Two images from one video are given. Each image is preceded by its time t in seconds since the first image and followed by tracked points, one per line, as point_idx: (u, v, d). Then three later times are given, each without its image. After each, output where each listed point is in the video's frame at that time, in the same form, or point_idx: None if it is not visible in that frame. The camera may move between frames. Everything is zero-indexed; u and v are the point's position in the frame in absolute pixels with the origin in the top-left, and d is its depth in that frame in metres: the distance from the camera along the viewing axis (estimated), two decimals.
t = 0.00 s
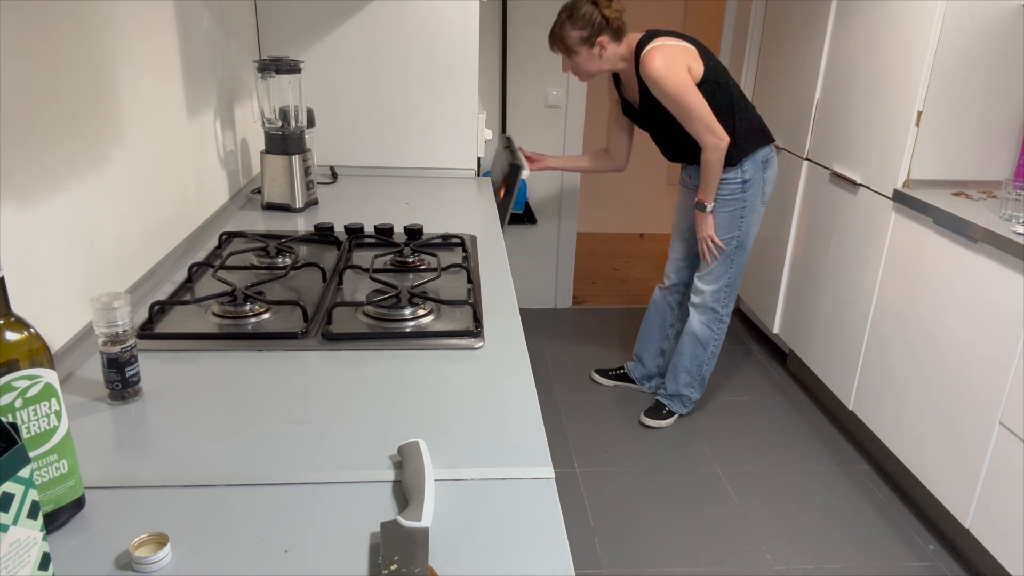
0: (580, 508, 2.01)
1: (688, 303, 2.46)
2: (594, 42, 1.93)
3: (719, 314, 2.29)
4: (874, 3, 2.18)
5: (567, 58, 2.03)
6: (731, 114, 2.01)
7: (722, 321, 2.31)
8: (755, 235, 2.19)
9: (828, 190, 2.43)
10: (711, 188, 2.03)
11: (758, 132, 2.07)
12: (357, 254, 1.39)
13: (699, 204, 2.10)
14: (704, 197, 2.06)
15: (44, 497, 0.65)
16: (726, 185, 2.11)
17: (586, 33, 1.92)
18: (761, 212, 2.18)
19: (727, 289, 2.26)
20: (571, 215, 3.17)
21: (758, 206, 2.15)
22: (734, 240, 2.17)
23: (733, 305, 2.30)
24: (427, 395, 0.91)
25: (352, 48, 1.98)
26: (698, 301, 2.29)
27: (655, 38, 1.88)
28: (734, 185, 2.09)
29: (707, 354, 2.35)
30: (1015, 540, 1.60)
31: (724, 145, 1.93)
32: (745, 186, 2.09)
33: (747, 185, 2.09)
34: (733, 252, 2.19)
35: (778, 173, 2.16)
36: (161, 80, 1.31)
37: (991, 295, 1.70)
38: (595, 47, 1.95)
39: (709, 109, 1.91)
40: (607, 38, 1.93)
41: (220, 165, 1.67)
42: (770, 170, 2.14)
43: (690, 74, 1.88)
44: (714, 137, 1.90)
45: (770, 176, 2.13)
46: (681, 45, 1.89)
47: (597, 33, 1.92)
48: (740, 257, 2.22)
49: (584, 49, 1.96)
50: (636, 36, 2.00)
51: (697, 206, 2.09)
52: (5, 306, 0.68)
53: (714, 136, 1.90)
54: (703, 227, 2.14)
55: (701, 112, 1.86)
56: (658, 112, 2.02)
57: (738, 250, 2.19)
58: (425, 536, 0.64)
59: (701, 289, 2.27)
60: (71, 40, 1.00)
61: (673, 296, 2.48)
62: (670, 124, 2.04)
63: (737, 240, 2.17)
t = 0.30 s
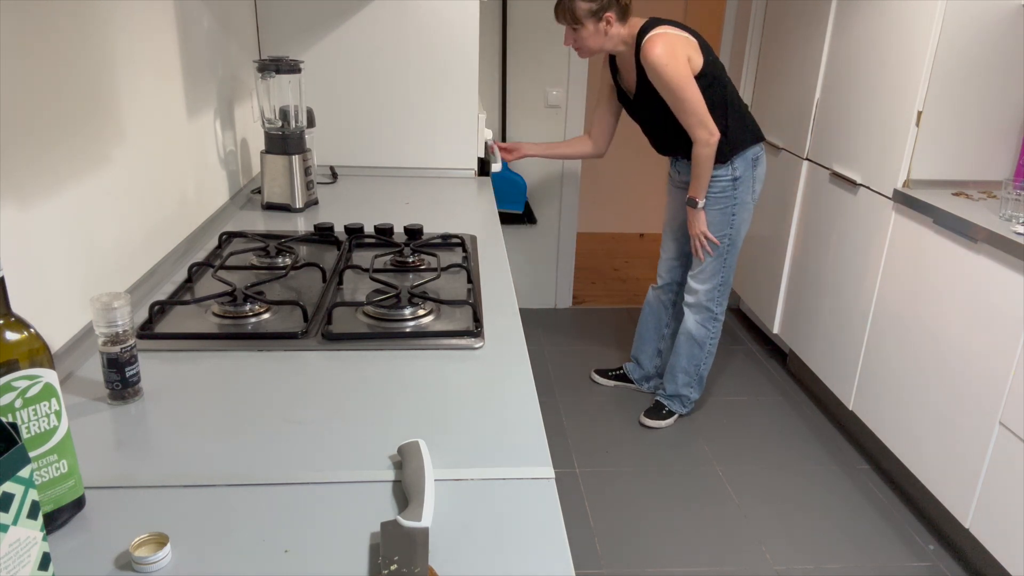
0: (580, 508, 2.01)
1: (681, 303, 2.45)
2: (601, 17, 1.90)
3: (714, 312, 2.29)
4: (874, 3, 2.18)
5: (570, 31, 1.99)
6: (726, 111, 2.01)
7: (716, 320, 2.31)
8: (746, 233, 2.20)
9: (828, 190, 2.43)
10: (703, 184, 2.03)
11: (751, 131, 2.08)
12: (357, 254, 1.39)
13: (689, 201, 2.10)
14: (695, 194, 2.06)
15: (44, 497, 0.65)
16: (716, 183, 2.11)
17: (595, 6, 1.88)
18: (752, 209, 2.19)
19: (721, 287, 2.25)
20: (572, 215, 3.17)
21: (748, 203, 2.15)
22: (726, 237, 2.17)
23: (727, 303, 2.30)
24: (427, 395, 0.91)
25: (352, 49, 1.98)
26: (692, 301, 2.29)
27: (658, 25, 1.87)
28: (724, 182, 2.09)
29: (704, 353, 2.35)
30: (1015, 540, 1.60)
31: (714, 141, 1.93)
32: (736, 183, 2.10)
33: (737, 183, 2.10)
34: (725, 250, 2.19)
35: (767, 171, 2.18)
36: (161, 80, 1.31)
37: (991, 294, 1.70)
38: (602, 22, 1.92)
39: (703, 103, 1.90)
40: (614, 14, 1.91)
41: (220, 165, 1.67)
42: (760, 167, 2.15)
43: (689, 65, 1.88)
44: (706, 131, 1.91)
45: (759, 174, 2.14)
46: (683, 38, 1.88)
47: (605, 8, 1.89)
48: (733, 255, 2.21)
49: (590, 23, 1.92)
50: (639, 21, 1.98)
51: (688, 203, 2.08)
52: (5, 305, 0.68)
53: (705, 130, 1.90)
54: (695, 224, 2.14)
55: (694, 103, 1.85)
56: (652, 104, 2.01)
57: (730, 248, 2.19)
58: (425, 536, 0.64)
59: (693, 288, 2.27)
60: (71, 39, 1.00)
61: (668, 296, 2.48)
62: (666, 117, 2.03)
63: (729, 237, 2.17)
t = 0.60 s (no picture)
0: (580, 508, 2.01)
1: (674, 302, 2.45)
2: (600, 5, 1.87)
3: (707, 310, 2.29)
4: (874, 3, 2.18)
5: (567, 20, 1.94)
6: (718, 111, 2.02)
7: (710, 317, 2.31)
8: (737, 230, 2.20)
9: (828, 190, 2.43)
10: (694, 180, 2.02)
11: (743, 129, 2.10)
12: (357, 254, 1.39)
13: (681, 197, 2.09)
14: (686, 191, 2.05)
15: (44, 497, 0.65)
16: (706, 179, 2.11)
17: None
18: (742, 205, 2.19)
19: (713, 285, 2.25)
20: (572, 215, 3.17)
21: (738, 199, 2.15)
22: (717, 234, 2.17)
23: (720, 300, 2.29)
24: (427, 395, 0.91)
25: (352, 49, 1.98)
26: (685, 300, 2.28)
27: (653, 18, 1.87)
28: (715, 179, 2.09)
29: (699, 352, 2.35)
30: (1015, 540, 1.60)
31: (705, 136, 1.93)
32: (726, 179, 2.10)
33: (728, 179, 2.10)
34: (717, 247, 2.19)
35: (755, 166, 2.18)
36: (161, 80, 1.31)
37: (991, 294, 1.70)
38: (601, 10, 1.89)
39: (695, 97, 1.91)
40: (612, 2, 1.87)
41: (220, 165, 1.67)
42: (749, 164, 2.15)
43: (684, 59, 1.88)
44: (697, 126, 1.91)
45: (748, 170, 2.15)
46: (678, 31, 1.88)
47: None
48: (724, 252, 2.21)
49: (589, 11, 1.88)
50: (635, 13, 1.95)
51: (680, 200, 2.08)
52: (5, 305, 0.67)
53: (695, 126, 1.90)
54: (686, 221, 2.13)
55: (687, 98, 1.86)
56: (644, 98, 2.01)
57: (721, 245, 2.19)
58: (425, 536, 0.64)
59: (687, 287, 2.26)
60: (71, 39, 1.00)
61: (661, 296, 2.48)
62: (658, 113, 2.03)
63: (720, 234, 2.16)
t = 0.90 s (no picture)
0: (580, 508, 2.01)
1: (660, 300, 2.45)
2: None
3: (692, 309, 2.29)
4: (874, 3, 2.18)
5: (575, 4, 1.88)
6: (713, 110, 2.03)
7: (696, 316, 2.31)
8: (723, 228, 2.20)
9: (828, 190, 2.43)
10: (685, 174, 2.01)
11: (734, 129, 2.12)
12: (357, 254, 1.39)
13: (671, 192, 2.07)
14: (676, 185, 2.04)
15: (44, 497, 0.65)
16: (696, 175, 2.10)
17: None
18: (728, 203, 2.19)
19: (698, 283, 2.25)
20: (572, 215, 3.17)
21: (725, 197, 2.16)
22: (703, 232, 2.17)
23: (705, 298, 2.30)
24: (426, 395, 0.91)
25: (352, 48, 1.98)
26: (671, 298, 2.28)
27: (657, 7, 1.86)
28: (704, 175, 2.09)
29: (690, 350, 2.35)
30: (1015, 540, 1.60)
31: (699, 129, 1.93)
32: (716, 176, 2.10)
33: (717, 176, 2.10)
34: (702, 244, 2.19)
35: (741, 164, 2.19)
36: (161, 80, 1.31)
37: (991, 294, 1.70)
38: None
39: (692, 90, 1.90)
40: None
41: (220, 165, 1.67)
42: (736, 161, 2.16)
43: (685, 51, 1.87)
44: (692, 118, 1.90)
45: (736, 168, 2.15)
46: (680, 22, 1.87)
47: None
48: (710, 249, 2.21)
49: None
50: None
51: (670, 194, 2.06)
52: (5, 305, 0.68)
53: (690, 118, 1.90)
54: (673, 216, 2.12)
55: (684, 89, 1.86)
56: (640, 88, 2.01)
57: (707, 243, 2.19)
58: (425, 536, 0.64)
59: (672, 286, 2.26)
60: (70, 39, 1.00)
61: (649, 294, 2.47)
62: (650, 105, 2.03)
63: (706, 232, 2.16)
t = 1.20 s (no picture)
0: (580, 508, 2.01)
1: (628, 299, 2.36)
2: None
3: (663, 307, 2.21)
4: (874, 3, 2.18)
5: None
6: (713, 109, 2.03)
7: (666, 315, 2.24)
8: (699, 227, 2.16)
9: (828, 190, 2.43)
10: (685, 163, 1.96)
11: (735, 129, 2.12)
12: (357, 254, 1.39)
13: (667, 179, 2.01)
14: (676, 173, 1.97)
15: (44, 497, 0.65)
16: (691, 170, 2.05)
17: None
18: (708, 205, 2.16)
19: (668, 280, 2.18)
20: (572, 215, 3.17)
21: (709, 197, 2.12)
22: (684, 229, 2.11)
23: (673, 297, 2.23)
24: (426, 395, 0.91)
25: (352, 49, 1.98)
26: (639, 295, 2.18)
27: None
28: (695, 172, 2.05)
29: (667, 348, 2.29)
30: (1015, 540, 1.60)
31: (709, 118, 1.89)
32: (704, 175, 2.07)
33: (705, 175, 2.07)
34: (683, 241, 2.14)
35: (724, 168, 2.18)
36: (161, 80, 1.31)
37: (991, 294, 1.70)
38: None
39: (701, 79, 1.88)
40: None
41: (220, 165, 1.67)
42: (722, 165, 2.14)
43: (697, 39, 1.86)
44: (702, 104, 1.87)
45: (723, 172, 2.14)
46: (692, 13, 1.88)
47: None
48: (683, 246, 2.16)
49: None
50: None
51: (668, 183, 1.99)
52: (5, 305, 0.67)
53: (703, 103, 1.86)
54: (660, 208, 2.05)
55: (697, 75, 1.83)
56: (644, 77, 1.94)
57: (683, 240, 2.14)
58: (425, 536, 0.64)
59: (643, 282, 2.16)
60: (70, 38, 1.00)
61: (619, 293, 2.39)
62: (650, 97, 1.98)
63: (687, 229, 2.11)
